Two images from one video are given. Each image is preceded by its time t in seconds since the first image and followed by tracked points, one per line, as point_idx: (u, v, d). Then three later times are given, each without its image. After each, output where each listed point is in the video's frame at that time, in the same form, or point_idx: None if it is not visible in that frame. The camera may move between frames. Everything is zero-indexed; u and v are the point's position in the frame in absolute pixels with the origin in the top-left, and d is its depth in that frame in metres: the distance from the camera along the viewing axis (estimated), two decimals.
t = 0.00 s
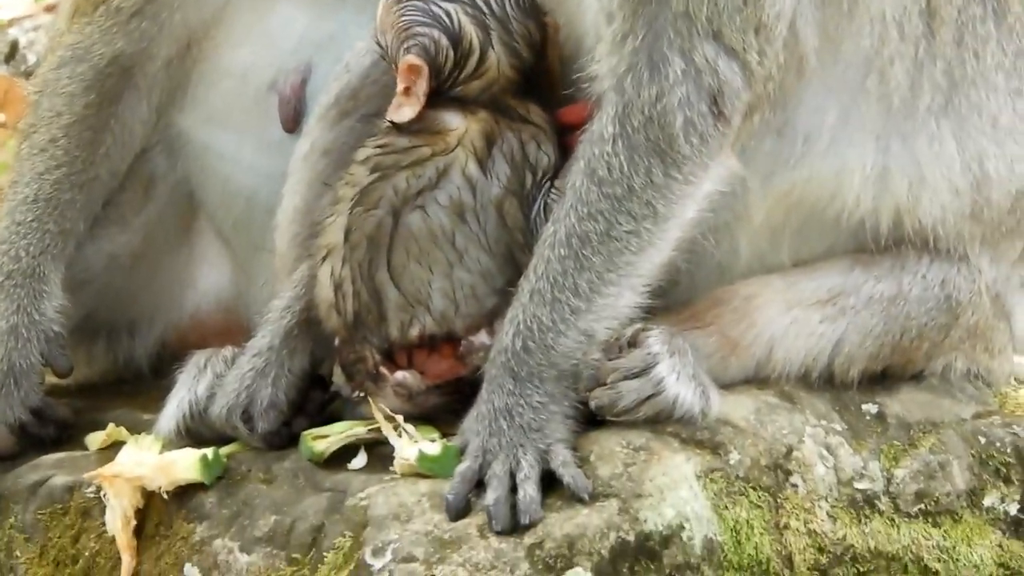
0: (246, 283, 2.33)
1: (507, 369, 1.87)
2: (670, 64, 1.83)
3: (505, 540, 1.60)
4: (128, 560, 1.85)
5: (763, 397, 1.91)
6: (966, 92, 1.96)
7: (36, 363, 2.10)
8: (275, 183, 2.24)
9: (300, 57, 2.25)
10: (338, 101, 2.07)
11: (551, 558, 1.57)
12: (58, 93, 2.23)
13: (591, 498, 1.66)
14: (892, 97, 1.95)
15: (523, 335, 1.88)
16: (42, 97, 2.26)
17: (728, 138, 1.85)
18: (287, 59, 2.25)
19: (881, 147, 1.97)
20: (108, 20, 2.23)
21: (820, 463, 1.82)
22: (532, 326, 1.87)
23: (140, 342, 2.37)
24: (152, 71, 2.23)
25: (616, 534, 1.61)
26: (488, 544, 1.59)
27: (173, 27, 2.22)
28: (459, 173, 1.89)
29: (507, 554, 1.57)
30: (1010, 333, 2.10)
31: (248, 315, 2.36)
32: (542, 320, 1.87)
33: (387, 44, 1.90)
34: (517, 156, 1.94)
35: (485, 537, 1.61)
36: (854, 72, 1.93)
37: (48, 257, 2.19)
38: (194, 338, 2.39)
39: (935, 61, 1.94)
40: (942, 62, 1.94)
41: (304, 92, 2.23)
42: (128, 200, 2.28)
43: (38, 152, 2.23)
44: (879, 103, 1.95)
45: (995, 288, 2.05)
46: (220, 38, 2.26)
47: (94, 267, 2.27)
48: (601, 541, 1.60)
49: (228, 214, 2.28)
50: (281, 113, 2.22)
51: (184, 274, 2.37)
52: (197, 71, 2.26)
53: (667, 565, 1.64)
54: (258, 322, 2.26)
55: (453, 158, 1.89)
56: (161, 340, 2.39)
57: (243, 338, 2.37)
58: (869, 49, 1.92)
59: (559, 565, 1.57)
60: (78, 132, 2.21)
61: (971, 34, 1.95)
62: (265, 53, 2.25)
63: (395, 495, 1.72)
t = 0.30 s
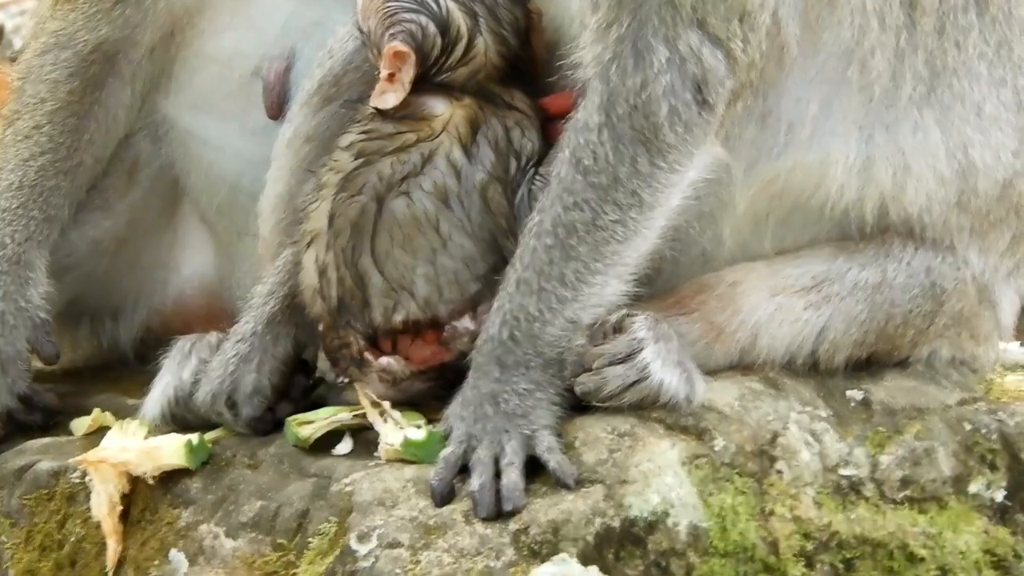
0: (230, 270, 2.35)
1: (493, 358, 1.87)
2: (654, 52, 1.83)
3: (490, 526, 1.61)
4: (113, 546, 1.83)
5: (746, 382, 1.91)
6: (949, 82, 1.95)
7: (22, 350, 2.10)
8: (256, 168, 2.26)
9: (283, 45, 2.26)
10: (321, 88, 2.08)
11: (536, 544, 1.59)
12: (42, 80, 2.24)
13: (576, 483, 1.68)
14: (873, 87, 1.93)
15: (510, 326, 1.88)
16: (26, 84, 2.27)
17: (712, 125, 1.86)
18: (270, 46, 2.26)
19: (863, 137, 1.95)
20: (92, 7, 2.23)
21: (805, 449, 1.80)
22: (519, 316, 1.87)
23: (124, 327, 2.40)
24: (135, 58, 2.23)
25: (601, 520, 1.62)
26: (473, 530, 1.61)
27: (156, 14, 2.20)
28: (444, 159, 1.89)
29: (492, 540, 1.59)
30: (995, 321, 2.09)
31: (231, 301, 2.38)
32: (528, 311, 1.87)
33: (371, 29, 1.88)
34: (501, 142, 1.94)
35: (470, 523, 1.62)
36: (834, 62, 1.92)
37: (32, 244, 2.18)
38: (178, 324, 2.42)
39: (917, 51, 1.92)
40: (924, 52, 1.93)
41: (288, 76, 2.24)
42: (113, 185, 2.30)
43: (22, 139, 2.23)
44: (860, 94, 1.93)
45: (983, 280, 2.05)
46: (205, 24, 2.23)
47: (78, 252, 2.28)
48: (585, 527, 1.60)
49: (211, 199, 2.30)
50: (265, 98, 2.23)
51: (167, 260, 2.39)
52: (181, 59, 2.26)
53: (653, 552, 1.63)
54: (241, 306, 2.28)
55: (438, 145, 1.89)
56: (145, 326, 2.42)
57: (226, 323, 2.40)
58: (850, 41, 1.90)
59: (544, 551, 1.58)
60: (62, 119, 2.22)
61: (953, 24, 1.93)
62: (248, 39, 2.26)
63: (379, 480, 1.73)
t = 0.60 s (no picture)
0: (243, 264, 2.33)
1: (507, 353, 1.87)
2: (667, 46, 1.83)
3: (504, 520, 1.60)
4: (128, 540, 1.84)
5: (760, 377, 1.91)
6: (961, 73, 1.94)
7: (39, 346, 2.10)
8: (267, 162, 2.25)
9: (296, 41, 2.26)
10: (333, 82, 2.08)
11: (551, 538, 1.58)
12: (56, 75, 2.24)
13: (591, 478, 1.67)
14: (887, 79, 1.93)
15: (524, 321, 1.88)
16: (39, 80, 2.26)
17: (725, 118, 1.86)
18: (281, 41, 2.26)
19: (877, 129, 1.95)
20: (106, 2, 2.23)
21: (819, 443, 1.81)
22: (533, 311, 1.88)
23: (138, 324, 2.38)
24: (148, 53, 2.24)
25: (616, 513, 1.62)
26: (488, 524, 1.60)
27: (170, 10, 2.23)
28: (457, 153, 1.89)
29: (507, 535, 1.58)
30: (1009, 315, 2.09)
31: (244, 296, 2.36)
32: (542, 306, 1.88)
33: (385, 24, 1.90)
34: (514, 137, 1.94)
35: (485, 517, 1.61)
36: (847, 54, 1.92)
37: (48, 240, 2.19)
38: (192, 321, 2.38)
39: (929, 42, 1.92)
40: (936, 44, 1.92)
41: (301, 70, 2.23)
42: (126, 180, 2.29)
43: (36, 135, 2.23)
44: (874, 84, 1.94)
45: (997, 272, 2.04)
46: (216, 19, 2.25)
47: (91, 248, 2.28)
48: (600, 521, 1.60)
49: (224, 192, 2.28)
50: (278, 92, 2.23)
51: (180, 255, 2.37)
52: (193, 54, 2.27)
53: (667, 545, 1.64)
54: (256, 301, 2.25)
55: (451, 139, 1.89)
56: (157, 322, 2.38)
57: (239, 318, 2.36)
58: (863, 33, 1.91)
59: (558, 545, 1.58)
60: (76, 115, 2.23)
61: (966, 17, 1.92)
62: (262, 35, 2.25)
63: (393, 475, 1.72)
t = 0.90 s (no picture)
0: (287, 269, 2.36)
1: (552, 358, 1.86)
2: (709, 49, 1.83)
3: (545, 525, 1.59)
4: (168, 547, 1.82)
5: (803, 379, 1.90)
6: (1003, 75, 1.94)
7: (82, 353, 2.09)
8: (308, 166, 2.26)
9: (337, 45, 2.25)
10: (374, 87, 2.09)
11: (592, 543, 1.56)
12: (97, 80, 2.21)
13: (632, 482, 1.66)
14: (928, 81, 1.93)
15: (568, 326, 1.87)
16: (81, 86, 2.24)
17: (767, 122, 1.85)
18: (324, 44, 2.25)
19: (919, 131, 1.95)
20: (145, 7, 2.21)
21: (861, 446, 1.79)
22: (577, 317, 1.87)
23: (180, 328, 2.40)
24: (189, 59, 2.22)
25: (657, 517, 1.60)
26: (529, 529, 1.59)
27: (210, 13, 2.19)
28: (499, 157, 1.88)
29: (548, 539, 1.56)
30: None
31: (288, 301, 2.38)
32: (586, 311, 1.87)
33: (428, 28, 1.89)
34: (557, 141, 1.93)
35: (526, 522, 1.60)
36: (889, 56, 1.91)
37: (91, 247, 2.18)
38: (234, 325, 2.40)
39: (971, 44, 1.92)
40: (978, 45, 1.92)
41: (343, 75, 2.24)
42: (168, 186, 2.28)
43: (78, 141, 2.21)
44: (915, 87, 1.93)
45: None
46: (259, 24, 2.24)
47: (134, 253, 2.27)
48: (641, 525, 1.58)
49: (267, 197, 2.29)
50: (319, 97, 2.24)
51: (224, 260, 2.38)
52: (235, 58, 2.26)
53: (709, 549, 1.62)
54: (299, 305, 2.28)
55: (492, 142, 1.88)
56: (201, 326, 2.40)
57: (283, 323, 2.38)
58: (905, 35, 1.90)
59: (600, 549, 1.56)
60: (117, 121, 2.19)
61: (1008, 17, 1.92)
62: (302, 38, 2.24)
63: (435, 480, 1.72)
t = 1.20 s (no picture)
0: (299, 292, 2.35)
1: (563, 381, 1.87)
2: (719, 73, 1.83)
3: (558, 547, 1.61)
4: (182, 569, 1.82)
5: (814, 402, 1.90)
6: (1014, 97, 1.95)
7: (95, 376, 2.11)
8: (320, 188, 2.26)
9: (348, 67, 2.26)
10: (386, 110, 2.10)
11: (605, 564, 1.58)
12: (109, 105, 2.23)
13: (644, 504, 1.67)
14: (940, 104, 1.94)
15: (580, 350, 1.88)
16: (93, 110, 2.25)
17: (778, 146, 1.85)
18: (336, 68, 2.26)
19: (930, 153, 1.96)
20: (158, 31, 2.22)
21: (873, 466, 1.79)
22: (588, 341, 1.88)
23: (193, 353, 2.38)
24: (202, 82, 2.23)
25: (670, 539, 1.61)
26: (541, 550, 1.60)
27: (223, 35, 2.21)
28: (509, 182, 1.89)
29: (560, 560, 1.58)
30: None
31: (301, 324, 2.37)
32: (597, 335, 1.88)
33: (441, 52, 1.92)
34: (568, 166, 1.94)
35: (538, 544, 1.61)
36: (900, 79, 1.92)
37: (103, 270, 2.18)
38: (248, 348, 2.39)
39: (982, 67, 1.93)
40: (990, 68, 1.93)
41: (355, 99, 2.24)
42: (181, 211, 2.28)
43: (89, 165, 2.22)
44: (926, 110, 1.94)
45: None
46: (271, 46, 2.25)
47: (146, 279, 2.27)
48: (653, 546, 1.60)
49: (279, 221, 2.29)
50: (332, 121, 2.23)
51: (237, 285, 2.38)
52: (247, 82, 2.26)
53: (721, 570, 1.63)
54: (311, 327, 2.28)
55: (501, 167, 1.90)
56: (214, 350, 2.39)
57: (296, 345, 2.36)
58: (917, 58, 1.91)
59: (612, 570, 1.58)
60: (129, 144, 2.21)
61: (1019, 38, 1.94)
62: (313, 62, 2.25)
63: (448, 502, 1.72)
